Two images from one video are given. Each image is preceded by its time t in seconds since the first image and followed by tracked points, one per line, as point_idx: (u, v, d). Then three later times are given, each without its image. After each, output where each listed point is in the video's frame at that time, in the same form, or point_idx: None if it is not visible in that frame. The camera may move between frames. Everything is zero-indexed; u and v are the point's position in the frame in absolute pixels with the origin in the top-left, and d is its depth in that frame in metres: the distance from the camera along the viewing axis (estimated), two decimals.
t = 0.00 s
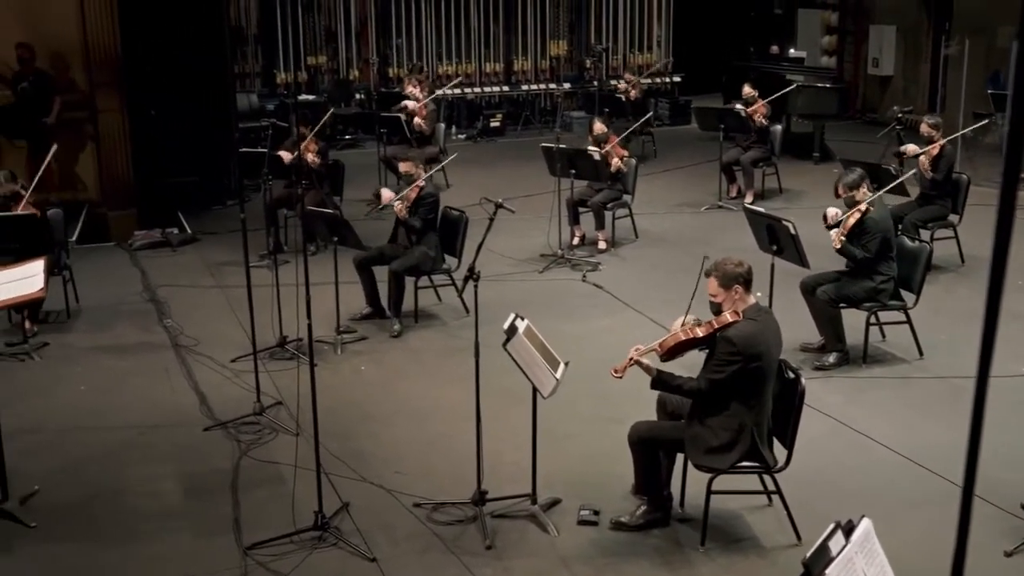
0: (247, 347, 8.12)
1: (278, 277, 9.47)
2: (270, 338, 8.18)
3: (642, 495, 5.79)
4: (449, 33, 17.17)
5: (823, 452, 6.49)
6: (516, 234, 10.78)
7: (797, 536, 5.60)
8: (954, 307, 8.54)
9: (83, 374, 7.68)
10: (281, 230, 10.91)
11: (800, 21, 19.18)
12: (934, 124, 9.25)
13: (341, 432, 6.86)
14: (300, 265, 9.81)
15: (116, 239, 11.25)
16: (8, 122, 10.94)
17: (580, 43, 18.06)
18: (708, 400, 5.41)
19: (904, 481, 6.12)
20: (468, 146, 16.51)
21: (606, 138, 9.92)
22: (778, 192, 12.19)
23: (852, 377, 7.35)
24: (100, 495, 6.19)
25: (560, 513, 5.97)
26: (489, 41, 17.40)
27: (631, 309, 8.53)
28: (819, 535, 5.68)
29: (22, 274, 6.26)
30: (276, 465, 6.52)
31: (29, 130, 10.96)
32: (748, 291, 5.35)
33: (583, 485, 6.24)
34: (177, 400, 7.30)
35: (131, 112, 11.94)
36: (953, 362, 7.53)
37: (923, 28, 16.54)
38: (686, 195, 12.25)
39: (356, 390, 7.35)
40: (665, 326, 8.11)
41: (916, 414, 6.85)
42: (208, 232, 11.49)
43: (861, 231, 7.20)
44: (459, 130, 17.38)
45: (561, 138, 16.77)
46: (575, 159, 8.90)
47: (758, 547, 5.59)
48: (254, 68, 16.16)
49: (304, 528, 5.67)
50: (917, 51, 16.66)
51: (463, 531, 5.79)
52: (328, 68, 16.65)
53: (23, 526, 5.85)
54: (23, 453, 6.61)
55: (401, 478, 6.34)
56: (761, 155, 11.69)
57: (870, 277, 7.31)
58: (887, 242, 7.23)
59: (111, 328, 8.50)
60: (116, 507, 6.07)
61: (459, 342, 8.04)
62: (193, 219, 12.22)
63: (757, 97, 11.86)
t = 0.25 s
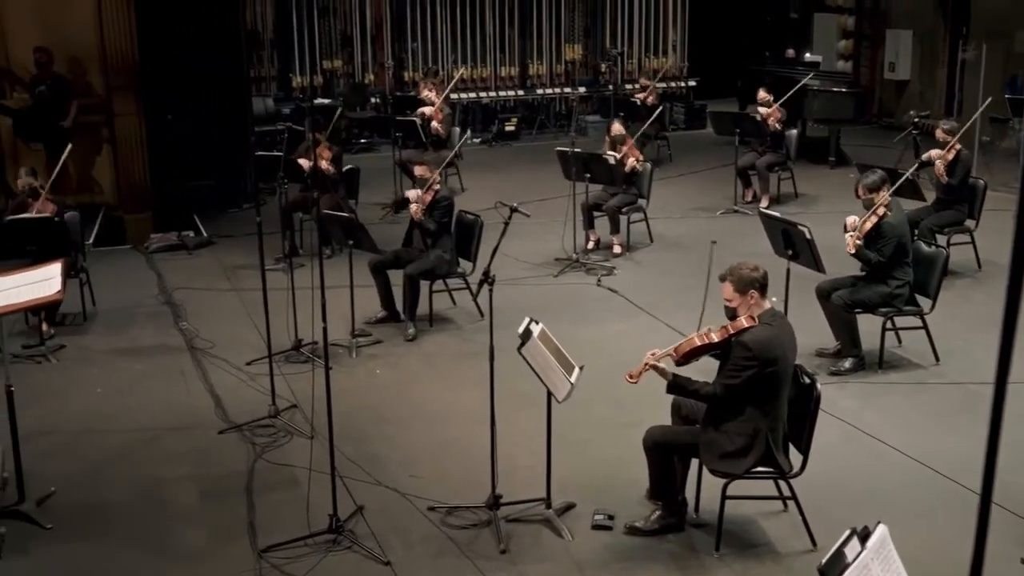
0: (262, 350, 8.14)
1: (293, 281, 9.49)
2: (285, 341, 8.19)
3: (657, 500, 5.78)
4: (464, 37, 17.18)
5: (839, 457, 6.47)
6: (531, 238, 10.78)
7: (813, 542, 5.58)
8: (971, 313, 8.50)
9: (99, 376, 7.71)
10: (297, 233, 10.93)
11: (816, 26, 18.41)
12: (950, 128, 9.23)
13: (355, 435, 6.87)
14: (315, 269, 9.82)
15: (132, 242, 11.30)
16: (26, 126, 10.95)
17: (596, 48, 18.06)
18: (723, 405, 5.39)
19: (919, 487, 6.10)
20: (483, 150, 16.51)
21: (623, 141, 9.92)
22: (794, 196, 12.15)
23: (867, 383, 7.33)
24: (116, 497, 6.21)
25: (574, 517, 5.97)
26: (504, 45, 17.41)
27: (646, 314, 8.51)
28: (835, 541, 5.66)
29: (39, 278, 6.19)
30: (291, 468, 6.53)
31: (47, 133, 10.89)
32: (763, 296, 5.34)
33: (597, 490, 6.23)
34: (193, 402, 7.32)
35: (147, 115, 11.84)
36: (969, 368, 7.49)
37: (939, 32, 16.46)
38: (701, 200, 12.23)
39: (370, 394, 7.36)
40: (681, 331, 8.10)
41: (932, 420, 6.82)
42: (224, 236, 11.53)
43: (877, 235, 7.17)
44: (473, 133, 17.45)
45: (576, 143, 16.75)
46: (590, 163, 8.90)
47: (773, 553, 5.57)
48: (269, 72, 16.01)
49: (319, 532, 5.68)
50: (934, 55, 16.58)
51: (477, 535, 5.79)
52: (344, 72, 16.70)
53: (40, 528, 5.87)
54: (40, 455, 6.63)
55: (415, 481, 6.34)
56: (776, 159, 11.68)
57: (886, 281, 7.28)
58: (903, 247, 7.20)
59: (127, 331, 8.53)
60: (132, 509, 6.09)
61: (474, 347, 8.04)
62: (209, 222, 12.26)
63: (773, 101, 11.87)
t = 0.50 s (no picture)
0: (284, 354, 8.16)
1: (314, 285, 9.52)
2: (307, 346, 8.22)
3: (678, 507, 5.76)
4: (485, 42, 17.25)
5: (861, 465, 6.44)
6: (552, 244, 10.78)
7: (835, 550, 5.55)
8: (994, 321, 8.45)
9: (122, 379, 7.74)
10: (318, 238, 10.97)
11: (839, 31, 19.01)
12: (976, 134, 9.19)
13: (376, 440, 6.87)
14: (336, 273, 9.85)
15: (154, 245, 11.36)
16: (49, 130, 11.05)
17: (617, 53, 18.08)
18: (745, 413, 5.37)
19: (943, 495, 6.06)
20: (505, 155, 16.57)
21: (649, 144, 9.99)
22: (816, 203, 12.11)
23: (890, 390, 7.29)
24: (137, 499, 6.23)
25: (594, 523, 5.95)
26: (526, 50, 17.47)
27: (667, 320, 8.50)
28: (857, 550, 5.63)
29: (61, 281, 6.20)
30: (311, 472, 6.54)
31: (70, 137, 11.03)
32: (785, 304, 5.31)
33: (617, 496, 6.22)
34: (214, 406, 7.35)
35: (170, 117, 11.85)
36: (993, 376, 7.45)
37: (962, 38, 16.38)
38: (723, 206, 12.21)
39: (391, 398, 7.38)
40: (702, 337, 8.08)
41: (955, 428, 6.78)
42: (246, 240, 11.58)
43: (905, 240, 7.15)
44: (495, 139, 17.44)
45: (597, 148, 16.78)
46: (611, 168, 8.91)
47: (794, 561, 5.54)
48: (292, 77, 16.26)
49: (339, 536, 5.68)
50: (957, 61, 16.49)
51: (497, 540, 5.78)
52: (365, 77, 16.63)
53: (62, 529, 5.89)
54: (63, 457, 6.67)
55: (435, 486, 6.35)
56: (797, 165, 11.66)
57: (909, 288, 7.26)
58: (927, 254, 7.17)
59: (149, 334, 8.57)
60: (153, 512, 6.11)
61: (494, 352, 8.04)
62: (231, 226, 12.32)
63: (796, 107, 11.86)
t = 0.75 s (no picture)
0: (306, 356, 8.19)
1: (336, 288, 9.56)
2: (328, 348, 8.24)
3: (699, 512, 5.74)
4: (508, 45, 17.28)
5: (884, 471, 6.41)
6: (574, 247, 10.79)
7: (857, 557, 5.52)
8: (1019, 327, 8.39)
9: (144, 381, 7.78)
10: (340, 240, 11.01)
11: (864, 36, 19.67)
12: (1002, 140, 9.09)
13: (396, 442, 6.89)
14: (358, 276, 9.89)
15: (178, 247, 11.43)
16: (75, 132, 11.16)
17: (639, 57, 18.06)
18: (766, 418, 5.35)
19: (966, 502, 6.02)
20: (528, 158, 16.61)
21: (673, 148, 9.91)
22: (839, 207, 12.06)
23: (913, 397, 7.25)
24: (159, 500, 6.26)
25: (615, 527, 5.94)
26: (549, 55, 17.48)
27: (688, 324, 8.48)
28: (879, 556, 5.60)
29: (85, 282, 6.22)
30: (332, 474, 6.55)
31: (94, 140, 11.09)
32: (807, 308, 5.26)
33: (638, 500, 6.21)
34: (236, 407, 7.38)
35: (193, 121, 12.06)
36: (1017, 383, 7.40)
37: (988, 42, 16.26)
38: (745, 210, 12.19)
39: (412, 400, 7.39)
40: (724, 341, 8.06)
41: (979, 435, 6.74)
42: (268, 243, 11.63)
43: (930, 246, 7.09)
44: (517, 142, 17.70)
45: (619, 152, 16.80)
46: (633, 172, 8.91)
47: (816, 567, 5.51)
48: (315, 80, 16.38)
49: (360, 538, 5.69)
50: (982, 65, 16.38)
51: (517, 544, 5.78)
52: (388, 81, 16.71)
53: (85, 529, 5.93)
54: (86, 458, 6.71)
55: (456, 489, 6.35)
56: (820, 170, 11.62)
57: (933, 294, 7.22)
58: (952, 260, 7.13)
59: (172, 336, 8.62)
60: (175, 513, 6.13)
61: (515, 355, 8.04)
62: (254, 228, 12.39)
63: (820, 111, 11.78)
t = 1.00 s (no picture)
0: (328, 357, 8.22)
1: (359, 289, 9.59)
2: (351, 349, 8.26)
3: (721, 516, 5.71)
4: (531, 48, 17.34)
5: (908, 476, 6.37)
6: (596, 250, 10.78)
7: (880, 562, 5.48)
8: None
9: (168, 381, 7.83)
10: (363, 242, 11.04)
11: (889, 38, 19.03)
12: None
13: (418, 444, 6.89)
14: (381, 277, 9.92)
15: (201, 247, 11.51)
16: (101, 134, 11.20)
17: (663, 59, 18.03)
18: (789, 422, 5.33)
19: (992, 509, 5.98)
20: (550, 161, 16.63)
21: (694, 151, 9.99)
22: (864, 211, 12.01)
23: (937, 401, 7.21)
24: (182, 499, 6.29)
25: (637, 531, 5.92)
26: (573, 57, 17.52)
27: (711, 327, 8.46)
28: (903, 562, 5.57)
29: (111, 282, 6.24)
30: (354, 475, 6.56)
31: (119, 141, 11.16)
32: (830, 311, 5.24)
33: (660, 503, 6.20)
34: (259, 407, 7.41)
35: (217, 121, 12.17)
36: None
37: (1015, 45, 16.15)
38: (769, 213, 12.15)
39: (434, 402, 7.40)
40: (748, 345, 8.04)
41: (1004, 441, 6.69)
42: (291, 244, 11.68)
43: (955, 250, 7.07)
44: (540, 145, 17.73)
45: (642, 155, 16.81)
46: (656, 175, 8.88)
47: (839, 572, 5.48)
48: (339, 82, 16.44)
49: (381, 539, 5.70)
50: (1009, 68, 16.26)
51: (539, 546, 5.77)
52: (411, 83, 16.89)
53: (109, 528, 5.96)
54: (111, 457, 6.74)
55: (477, 490, 6.36)
56: (844, 173, 11.57)
57: (959, 298, 7.16)
58: (978, 265, 7.07)
59: (196, 336, 8.66)
60: (197, 512, 6.16)
61: (537, 357, 8.05)
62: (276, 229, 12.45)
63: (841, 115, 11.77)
